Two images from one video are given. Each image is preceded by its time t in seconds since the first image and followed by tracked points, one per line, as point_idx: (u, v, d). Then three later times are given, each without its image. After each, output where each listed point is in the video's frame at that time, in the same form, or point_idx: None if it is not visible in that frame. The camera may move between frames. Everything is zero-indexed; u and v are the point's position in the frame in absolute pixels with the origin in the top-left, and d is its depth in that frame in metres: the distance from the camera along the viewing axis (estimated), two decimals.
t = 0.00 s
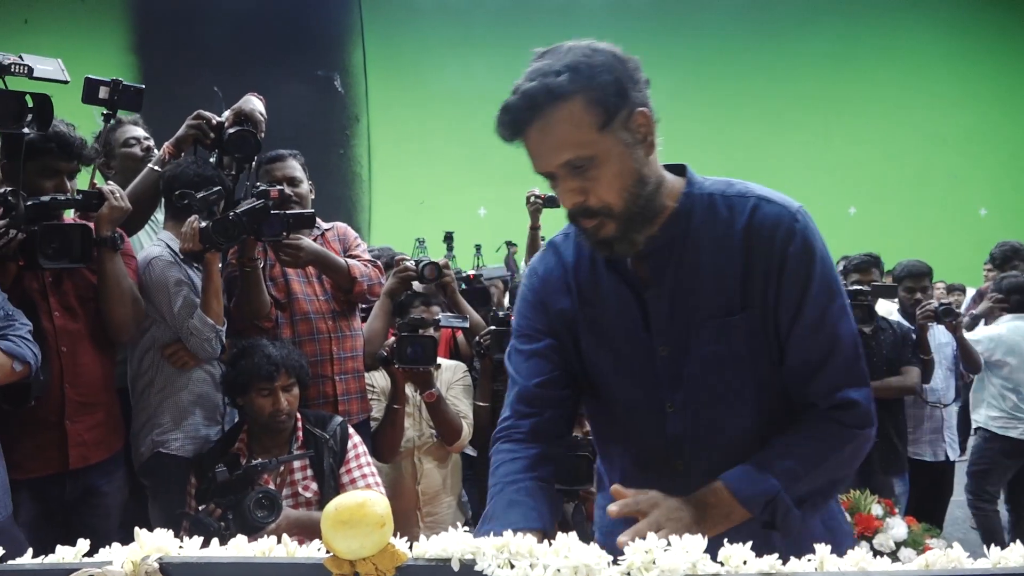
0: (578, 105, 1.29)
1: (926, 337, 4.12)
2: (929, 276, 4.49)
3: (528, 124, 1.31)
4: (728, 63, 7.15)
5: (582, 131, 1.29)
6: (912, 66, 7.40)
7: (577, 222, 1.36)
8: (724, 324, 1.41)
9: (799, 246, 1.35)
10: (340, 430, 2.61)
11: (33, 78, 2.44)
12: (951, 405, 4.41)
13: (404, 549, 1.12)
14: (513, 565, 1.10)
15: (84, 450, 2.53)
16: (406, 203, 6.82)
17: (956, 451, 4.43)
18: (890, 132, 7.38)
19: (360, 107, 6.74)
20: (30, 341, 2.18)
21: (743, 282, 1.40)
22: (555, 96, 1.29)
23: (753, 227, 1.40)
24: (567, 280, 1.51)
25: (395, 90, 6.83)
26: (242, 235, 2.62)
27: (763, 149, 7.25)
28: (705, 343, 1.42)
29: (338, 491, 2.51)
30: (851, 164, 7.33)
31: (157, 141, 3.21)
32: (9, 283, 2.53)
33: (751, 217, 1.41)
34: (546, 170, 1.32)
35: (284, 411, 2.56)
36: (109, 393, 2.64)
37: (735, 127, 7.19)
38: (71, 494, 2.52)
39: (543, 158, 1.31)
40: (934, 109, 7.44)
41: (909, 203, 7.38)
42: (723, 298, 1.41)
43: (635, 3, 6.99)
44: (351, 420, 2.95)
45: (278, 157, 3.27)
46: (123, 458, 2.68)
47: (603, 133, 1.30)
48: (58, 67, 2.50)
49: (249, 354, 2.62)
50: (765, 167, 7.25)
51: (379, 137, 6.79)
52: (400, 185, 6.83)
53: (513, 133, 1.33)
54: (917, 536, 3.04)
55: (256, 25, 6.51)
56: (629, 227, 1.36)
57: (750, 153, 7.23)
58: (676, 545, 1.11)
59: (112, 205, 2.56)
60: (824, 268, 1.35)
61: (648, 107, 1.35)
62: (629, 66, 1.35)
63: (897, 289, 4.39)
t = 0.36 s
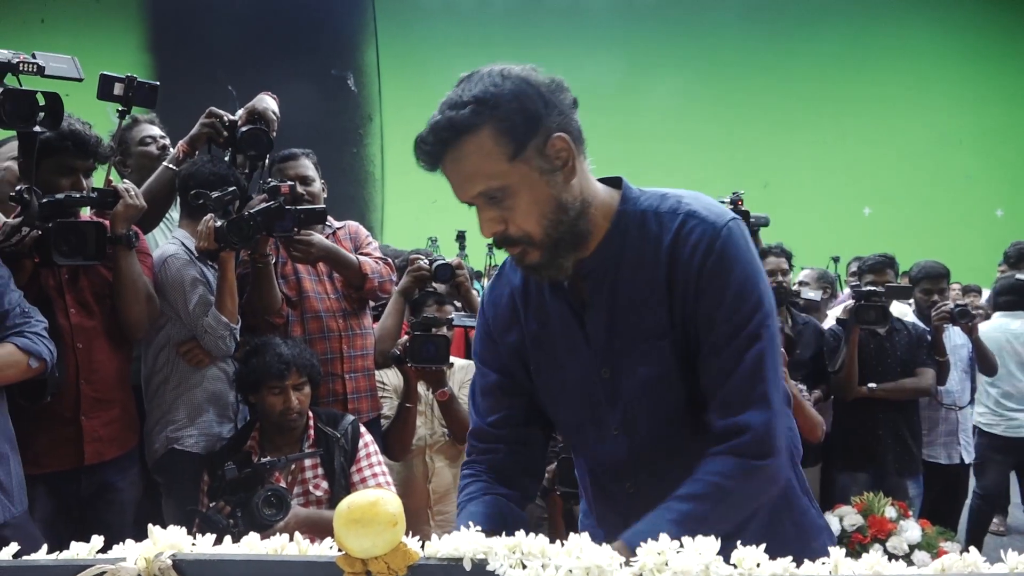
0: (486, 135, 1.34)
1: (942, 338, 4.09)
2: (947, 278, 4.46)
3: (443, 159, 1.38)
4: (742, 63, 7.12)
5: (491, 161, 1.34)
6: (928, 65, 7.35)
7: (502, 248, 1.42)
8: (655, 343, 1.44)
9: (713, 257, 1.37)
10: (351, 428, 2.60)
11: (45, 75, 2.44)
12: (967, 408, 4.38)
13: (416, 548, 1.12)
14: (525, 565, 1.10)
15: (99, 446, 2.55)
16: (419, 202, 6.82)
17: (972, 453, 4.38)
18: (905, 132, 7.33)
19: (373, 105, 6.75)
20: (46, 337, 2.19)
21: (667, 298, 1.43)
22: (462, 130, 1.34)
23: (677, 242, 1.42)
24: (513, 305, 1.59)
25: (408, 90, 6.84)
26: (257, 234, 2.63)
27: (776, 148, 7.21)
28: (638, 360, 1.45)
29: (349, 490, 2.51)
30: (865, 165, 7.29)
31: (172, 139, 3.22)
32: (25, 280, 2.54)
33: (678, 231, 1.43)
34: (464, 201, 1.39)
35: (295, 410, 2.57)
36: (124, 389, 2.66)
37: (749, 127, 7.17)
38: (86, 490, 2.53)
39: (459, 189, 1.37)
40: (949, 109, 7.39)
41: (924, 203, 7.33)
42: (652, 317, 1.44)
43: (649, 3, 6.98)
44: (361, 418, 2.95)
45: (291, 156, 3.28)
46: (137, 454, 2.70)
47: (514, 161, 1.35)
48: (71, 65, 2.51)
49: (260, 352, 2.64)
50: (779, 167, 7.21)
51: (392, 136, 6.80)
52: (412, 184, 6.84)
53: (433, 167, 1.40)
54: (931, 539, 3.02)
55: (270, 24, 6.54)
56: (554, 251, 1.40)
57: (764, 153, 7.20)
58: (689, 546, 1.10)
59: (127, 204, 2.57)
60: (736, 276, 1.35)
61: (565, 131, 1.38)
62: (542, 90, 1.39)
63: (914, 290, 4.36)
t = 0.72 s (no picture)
0: (468, 159, 1.34)
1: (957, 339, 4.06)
2: (963, 279, 4.43)
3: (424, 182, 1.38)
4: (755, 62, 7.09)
5: (471, 185, 1.35)
6: (943, 64, 7.29)
7: (484, 271, 1.43)
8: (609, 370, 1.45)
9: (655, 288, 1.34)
10: (363, 427, 2.59)
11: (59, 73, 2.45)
12: (982, 410, 4.30)
13: (428, 546, 1.12)
14: (536, 565, 1.10)
15: (113, 442, 2.56)
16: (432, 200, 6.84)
17: (989, 456, 4.33)
18: (920, 131, 7.28)
19: (387, 104, 6.77)
20: (61, 335, 2.20)
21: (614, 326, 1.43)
22: (445, 153, 1.35)
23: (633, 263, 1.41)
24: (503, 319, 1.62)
25: (420, 88, 6.85)
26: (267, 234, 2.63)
27: (789, 148, 7.18)
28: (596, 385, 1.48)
29: (360, 488, 2.51)
30: (880, 164, 7.24)
31: (186, 138, 3.23)
32: (41, 278, 2.55)
33: (632, 258, 1.41)
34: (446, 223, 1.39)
35: (306, 408, 2.57)
36: (138, 386, 2.67)
37: (762, 126, 7.14)
38: (100, 485, 2.55)
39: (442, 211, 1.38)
40: (965, 108, 7.33)
41: (939, 204, 7.29)
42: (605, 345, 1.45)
43: (662, 2, 6.97)
44: (372, 416, 2.95)
45: (305, 153, 3.29)
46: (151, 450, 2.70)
47: (496, 185, 1.35)
48: (85, 63, 2.53)
49: (272, 351, 2.64)
50: (792, 167, 7.18)
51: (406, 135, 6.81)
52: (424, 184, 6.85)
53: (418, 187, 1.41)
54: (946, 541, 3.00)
55: (283, 23, 6.55)
56: (534, 276, 1.41)
57: (777, 152, 7.17)
58: (702, 548, 1.10)
59: (142, 201, 2.58)
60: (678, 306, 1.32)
61: (550, 156, 1.39)
62: (528, 114, 1.38)
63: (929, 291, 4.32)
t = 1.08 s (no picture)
0: (579, 132, 1.13)
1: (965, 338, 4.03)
2: (972, 277, 4.40)
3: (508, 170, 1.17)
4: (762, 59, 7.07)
5: (574, 174, 1.13)
6: (952, 62, 7.25)
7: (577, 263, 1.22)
8: (710, 358, 1.25)
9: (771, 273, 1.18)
10: (366, 424, 2.60)
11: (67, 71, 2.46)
12: (992, 408, 4.28)
13: (433, 543, 1.12)
14: (542, 562, 1.10)
15: (122, 438, 2.56)
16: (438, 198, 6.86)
17: (998, 455, 4.31)
18: (928, 129, 7.25)
19: (393, 103, 6.77)
20: (68, 332, 2.20)
21: (727, 309, 1.24)
22: (546, 125, 1.13)
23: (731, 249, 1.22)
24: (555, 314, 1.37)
25: (427, 86, 6.85)
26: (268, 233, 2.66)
27: (796, 145, 7.16)
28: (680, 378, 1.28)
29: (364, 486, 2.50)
30: (888, 162, 7.21)
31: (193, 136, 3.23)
32: (49, 275, 2.54)
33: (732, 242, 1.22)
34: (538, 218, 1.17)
35: (309, 406, 2.57)
36: (145, 382, 2.67)
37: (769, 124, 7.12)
38: (109, 480, 2.56)
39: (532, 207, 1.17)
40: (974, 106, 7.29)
41: (947, 202, 7.26)
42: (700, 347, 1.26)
43: None
44: (376, 414, 2.95)
45: (312, 150, 3.29)
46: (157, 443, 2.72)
47: (602, 161, 1.14)
48: (93, 62, 2.53)
49: (274, 349, 2.64)
50: (800, 165, 7.15)
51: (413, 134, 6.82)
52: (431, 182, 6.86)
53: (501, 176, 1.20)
54: (954, 540, 2.99)
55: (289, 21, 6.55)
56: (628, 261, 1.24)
57: (784, 149, 7.14)
58: (707, 545, 1.09)
59: (150, 199, 2.57)
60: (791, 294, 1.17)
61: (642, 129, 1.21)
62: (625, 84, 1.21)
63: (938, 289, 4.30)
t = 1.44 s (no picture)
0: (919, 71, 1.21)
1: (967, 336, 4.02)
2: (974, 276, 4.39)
3: (855, 86, 1.18)
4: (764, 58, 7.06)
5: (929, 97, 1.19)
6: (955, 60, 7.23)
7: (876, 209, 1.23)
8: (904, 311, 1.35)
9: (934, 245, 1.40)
10: (366, 422, 2.59)
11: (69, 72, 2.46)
12: (993, 407, 4.27)
13: (428, 542, 1.12)
14: (537, 561, 1.10)
15: (123, 438, 2.56)
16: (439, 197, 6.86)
17: (1000, 453, 4.30)
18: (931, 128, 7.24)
19: (395, 103, 6.77)
20: (68, 331, 2.20)
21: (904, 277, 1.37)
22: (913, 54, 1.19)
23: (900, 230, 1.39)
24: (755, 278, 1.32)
25: (427, 86, 6.85)
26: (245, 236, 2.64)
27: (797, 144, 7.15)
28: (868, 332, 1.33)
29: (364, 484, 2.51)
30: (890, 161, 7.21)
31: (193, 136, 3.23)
32: (51, 275, 2.54)
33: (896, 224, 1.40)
34: (876, 146, 1.19)
35: (308, 405, 2.57)
36: (146, 382, 2.67)
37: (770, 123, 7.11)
38: (111, 479, 2.56)
39: (876, 127, 1.18)
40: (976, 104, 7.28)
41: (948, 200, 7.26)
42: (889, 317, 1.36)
43: None
44: (378, 414, 2.96)
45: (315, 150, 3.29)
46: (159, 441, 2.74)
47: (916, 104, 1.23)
48: (95, 62, 2.53)
49: (273, 348, 2.63)
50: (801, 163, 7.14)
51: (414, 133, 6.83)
52: (431, 182, 6.87)
53: (831, 98, 1.20)
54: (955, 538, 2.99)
55: (290, 21, 6.54)
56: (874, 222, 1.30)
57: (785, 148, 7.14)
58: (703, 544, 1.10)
59: (152, 199, 2.57)
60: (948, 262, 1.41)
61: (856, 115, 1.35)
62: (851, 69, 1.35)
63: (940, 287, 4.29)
